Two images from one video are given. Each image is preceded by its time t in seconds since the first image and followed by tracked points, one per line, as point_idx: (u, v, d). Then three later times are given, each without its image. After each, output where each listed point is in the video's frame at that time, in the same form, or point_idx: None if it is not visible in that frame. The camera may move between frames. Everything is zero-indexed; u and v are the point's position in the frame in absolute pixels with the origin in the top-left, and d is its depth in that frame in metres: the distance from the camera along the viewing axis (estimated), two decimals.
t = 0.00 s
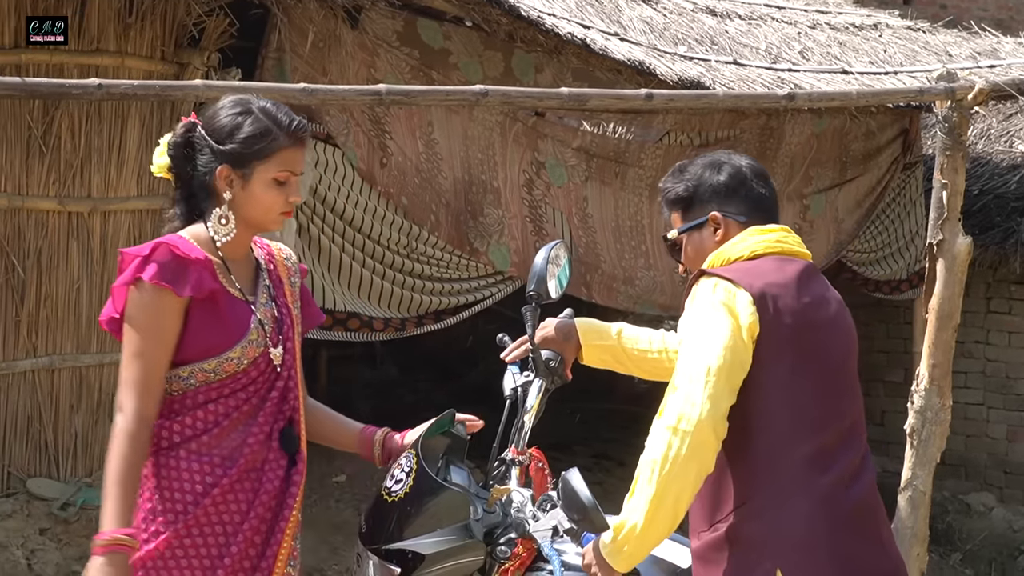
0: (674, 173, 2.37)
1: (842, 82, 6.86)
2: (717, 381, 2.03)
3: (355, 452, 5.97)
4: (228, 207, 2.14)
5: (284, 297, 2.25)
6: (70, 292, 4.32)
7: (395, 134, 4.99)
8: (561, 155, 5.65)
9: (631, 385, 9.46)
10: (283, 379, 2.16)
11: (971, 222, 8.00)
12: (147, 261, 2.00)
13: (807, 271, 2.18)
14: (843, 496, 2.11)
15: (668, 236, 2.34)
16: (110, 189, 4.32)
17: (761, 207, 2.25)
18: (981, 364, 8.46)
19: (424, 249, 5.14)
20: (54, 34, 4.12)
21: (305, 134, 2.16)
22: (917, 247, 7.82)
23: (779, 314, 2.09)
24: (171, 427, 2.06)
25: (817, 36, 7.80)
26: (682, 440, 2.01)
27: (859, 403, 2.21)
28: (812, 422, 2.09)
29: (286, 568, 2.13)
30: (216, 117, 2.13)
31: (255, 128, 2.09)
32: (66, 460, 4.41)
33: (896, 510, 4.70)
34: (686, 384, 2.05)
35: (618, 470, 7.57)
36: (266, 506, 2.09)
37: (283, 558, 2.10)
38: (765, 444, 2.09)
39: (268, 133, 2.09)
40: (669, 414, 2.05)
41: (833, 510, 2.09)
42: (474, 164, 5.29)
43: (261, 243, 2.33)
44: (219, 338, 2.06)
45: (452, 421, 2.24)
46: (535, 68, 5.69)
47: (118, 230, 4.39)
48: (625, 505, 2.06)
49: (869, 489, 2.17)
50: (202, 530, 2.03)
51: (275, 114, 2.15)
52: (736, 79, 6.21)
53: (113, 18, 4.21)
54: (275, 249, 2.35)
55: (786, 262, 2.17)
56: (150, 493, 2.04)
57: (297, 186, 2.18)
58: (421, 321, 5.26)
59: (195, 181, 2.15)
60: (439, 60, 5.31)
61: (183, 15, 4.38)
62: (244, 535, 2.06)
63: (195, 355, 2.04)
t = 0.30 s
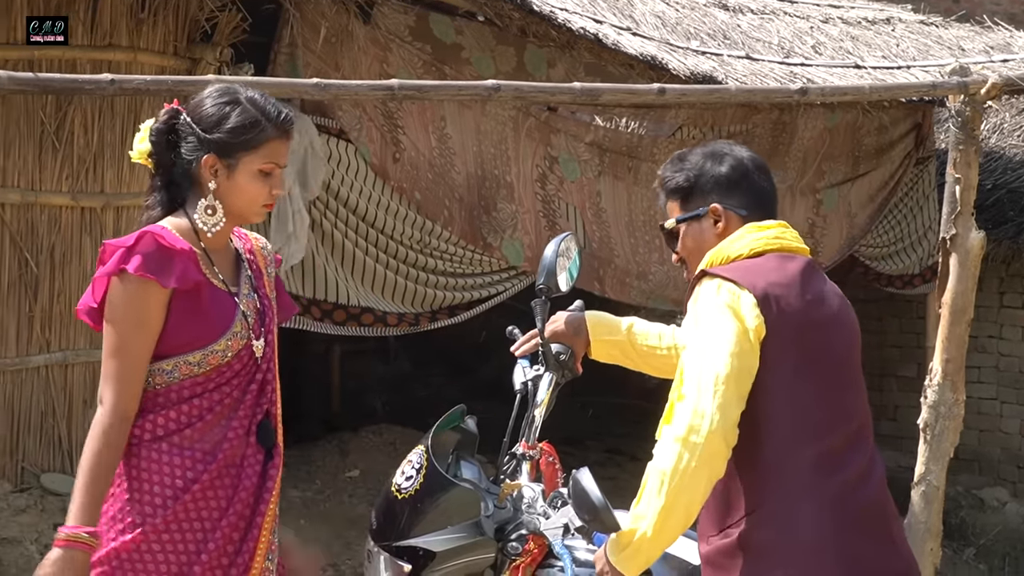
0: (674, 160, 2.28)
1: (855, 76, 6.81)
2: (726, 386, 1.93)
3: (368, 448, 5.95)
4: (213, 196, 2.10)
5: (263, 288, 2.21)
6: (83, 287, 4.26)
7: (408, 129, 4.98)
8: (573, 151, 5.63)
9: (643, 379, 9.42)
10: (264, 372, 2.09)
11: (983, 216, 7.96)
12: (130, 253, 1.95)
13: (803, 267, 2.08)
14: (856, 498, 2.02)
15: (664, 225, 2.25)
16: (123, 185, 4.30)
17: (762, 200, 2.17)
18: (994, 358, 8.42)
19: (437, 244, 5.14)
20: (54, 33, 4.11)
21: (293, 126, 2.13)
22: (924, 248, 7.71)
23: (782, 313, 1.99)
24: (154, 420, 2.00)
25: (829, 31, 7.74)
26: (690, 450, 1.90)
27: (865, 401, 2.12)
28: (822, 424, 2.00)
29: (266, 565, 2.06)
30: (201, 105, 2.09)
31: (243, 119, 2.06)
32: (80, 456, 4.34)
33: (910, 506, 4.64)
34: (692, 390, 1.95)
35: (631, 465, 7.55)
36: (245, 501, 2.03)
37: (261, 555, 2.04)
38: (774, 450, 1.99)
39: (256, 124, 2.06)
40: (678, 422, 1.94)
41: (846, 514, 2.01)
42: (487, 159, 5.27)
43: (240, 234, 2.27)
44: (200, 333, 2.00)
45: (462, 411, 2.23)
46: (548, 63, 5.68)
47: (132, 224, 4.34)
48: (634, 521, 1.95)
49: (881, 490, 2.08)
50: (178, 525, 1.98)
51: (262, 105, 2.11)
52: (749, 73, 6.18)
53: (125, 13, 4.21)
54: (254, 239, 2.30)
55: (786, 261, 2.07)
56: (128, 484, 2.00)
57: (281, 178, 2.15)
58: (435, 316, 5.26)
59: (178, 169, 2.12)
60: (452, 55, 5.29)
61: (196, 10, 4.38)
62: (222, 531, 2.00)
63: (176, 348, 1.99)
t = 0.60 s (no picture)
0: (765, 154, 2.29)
1: (892, 75, 6.69)
2: (766, 365, 1.98)
3: (405, 448, 5.92)
4: (232, 192, 2.16)
5: (287, 283, 2.28)
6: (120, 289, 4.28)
7: (443, 129, 4.95)
8: (609, 151, 5.57)
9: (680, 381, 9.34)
10: (284, 368, 2.16)
11: None
12: (152, 248, 2.01)
13: (865, 273, 2.07)
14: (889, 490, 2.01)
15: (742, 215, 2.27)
16: (159, 186, 4.31)
17: (844, 209, 2.19)
18: None
19: (474, 245, 5.12)
20: (53, 33, 4.07)
21: (310, 121, 2.18)
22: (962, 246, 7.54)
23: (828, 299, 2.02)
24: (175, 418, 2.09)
25: (865, 30, 7.63)
26: (729, 423, 1.96)
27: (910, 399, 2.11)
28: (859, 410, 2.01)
29: (285, 558, 2.14)
30: (220, 103, 2.15)
31: (260, 115, 2.11)
32: (117, 457, 4.36)
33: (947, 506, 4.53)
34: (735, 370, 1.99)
35: (667, 466, 7.48)
36: (263, 498, 2.11)
37: (280, 549, 2.13)
38: (808, 432, 2.02)
39: (273, 120, 2.11)
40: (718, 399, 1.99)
41: (878, 504, 1.99)
42: (523, 160, 5.24)
43: (264, 231, 2.36)
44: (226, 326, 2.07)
45: (498, 411, 2.18)
46: (583, 63, 5.64)
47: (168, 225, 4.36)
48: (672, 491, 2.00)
49: (917, 486, 2.06)
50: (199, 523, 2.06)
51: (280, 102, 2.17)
52: (784, 73, 6.09)
53: (162, 15, 4.21)
54: (279, 235, 2.37)
55: (846, 266, 2.06)
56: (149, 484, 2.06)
57: (299, 174, 2.20)
58: (472, 317, 5.23)
59: (197, 167, 2.17)
60: (487, 55, 5.26)
61: (231, 11, 4.40)
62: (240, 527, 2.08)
63: (198, 345, 2.06)
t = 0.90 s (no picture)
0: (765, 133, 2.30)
1: (917, 76, 6.62)
2: (792, 346, 1.95)
3: (429, 449, 5.89)
4: (255, 188, 2.21)
5: (314, 281, 2.33)
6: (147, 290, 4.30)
7: (468, 130, 4.94)
8: (633, 152, 5.54)
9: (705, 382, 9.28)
10: (312, 366, 2.22)
11: None
12: (181, 240, 2.07)
13: (864, 246, 2.09)
14: (914, 473, 2.03)
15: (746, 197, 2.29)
16: (184, 186, 4.32)
17: (849, 183, 2.20)
18: None
19: (498, 246, 5.11)
20: (54, 33, 4.03)
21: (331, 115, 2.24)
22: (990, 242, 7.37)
23: (842, 285, 2.02)
24: (206, 419, 2.12)
25: (890, 30, 7.54)
26: (758, 401, 1.91)
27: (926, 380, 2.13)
28: (878, 396, 2.03)
29: (316, 555, 2.20)
30: (242, 100, 2.21)
31: (281, 110, 2.17)
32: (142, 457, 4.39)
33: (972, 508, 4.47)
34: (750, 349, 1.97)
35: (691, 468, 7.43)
36: (295, 498, 2.17)
37: (312, 546, 2.18)
38: (834, 419, 2.02)
39: (294, 114, 2.17)
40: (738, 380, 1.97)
41: (904, 488, 2.01)
42: (547, 161, 5.22)
43: (292, 229, 2.40)
44: (244, 321, 2.12)
45: (557, 399, 2.21)
46: (607, 64, 5.60)
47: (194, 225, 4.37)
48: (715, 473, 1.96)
49: (943, 467, 2.07)
50: (235, 523, 2.11)
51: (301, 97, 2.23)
52: (809, 74, 6.03)
53: (187, 17, 4.23)
54: (306, 235, 2.42)
55: (847, 243, 2.08)
56: (183, 486, 2.12)
57: (323, 168, 2.25)
58: (497, 318, 5.21)
59: (221, 164, 2.22)
60: (511, 56, 5.24)
61: (256, 13, 4.38)
62: (274, 528, 2.14)
63: (223, 340, 2.11)
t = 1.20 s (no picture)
0: (785, 125, 2.25)
1: (932, 76, 6.59)
2: (838, 356, 1.93)
3: (443, 450, 5.86)
4: (274, 189, 2.24)
5: (329, 281, 2.34)
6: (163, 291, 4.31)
7: (483, 130, 4.93)
8: (648, 152, 5.52)
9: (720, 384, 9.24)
10: (322, 365, 2.25)
11: None
12: (192, 238, 2.11)
13: (890, 245, 2.06)
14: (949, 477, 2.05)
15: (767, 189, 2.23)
16: (200, 187, 4.32)
17: (870, 178, 2.17)
18: None
19: (513, 246, 5.12)
20: (54, 34, 4.04)
21: (353, 121, 2.25)
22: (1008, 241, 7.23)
23: (877, 293, 2.00)
24: (213, 417, 2.16)
25: (905, 30, 7.50)
26: (804, 414, 1.93)
27: (954, 380, 2.14)
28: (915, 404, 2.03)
29: (328, 554, 2.22)
30: (267, 99, 2.24)
31: (304, 112, 2.19)
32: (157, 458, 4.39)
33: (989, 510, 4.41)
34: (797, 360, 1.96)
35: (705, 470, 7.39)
36: (303, 496, 2.19)
37: (322, 545, 2.20)
38: (873, 428, 2.02)
39: (316, 118, 2.19)
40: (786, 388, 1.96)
41: (940, 492, 2.03)
42: (562, 162, 5.20)
43: (311, 229, 2.43)
44: (250, 321, 2.16)
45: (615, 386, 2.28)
46: (622, 65, 5.58)
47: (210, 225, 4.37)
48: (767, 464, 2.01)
49: (975, 463, 2.10)
50: (242, 521, 2.15)
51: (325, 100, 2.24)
52: (824, 74, 6.00)
53: (203, 18, 4.23)
54: (326, 234, 2.44)
55: (878, 243, 2.06)
56: (193, 483, 2.17)
57: (342, 173, 2.26)
58: (512, 318, 5.19)
59: (243, 162, 2.27)
60: (526, 57, 5.23)
61: (272, 14, 4.39)
62: (282, 526, 2.17)
63: (232, 337, 2.16)
